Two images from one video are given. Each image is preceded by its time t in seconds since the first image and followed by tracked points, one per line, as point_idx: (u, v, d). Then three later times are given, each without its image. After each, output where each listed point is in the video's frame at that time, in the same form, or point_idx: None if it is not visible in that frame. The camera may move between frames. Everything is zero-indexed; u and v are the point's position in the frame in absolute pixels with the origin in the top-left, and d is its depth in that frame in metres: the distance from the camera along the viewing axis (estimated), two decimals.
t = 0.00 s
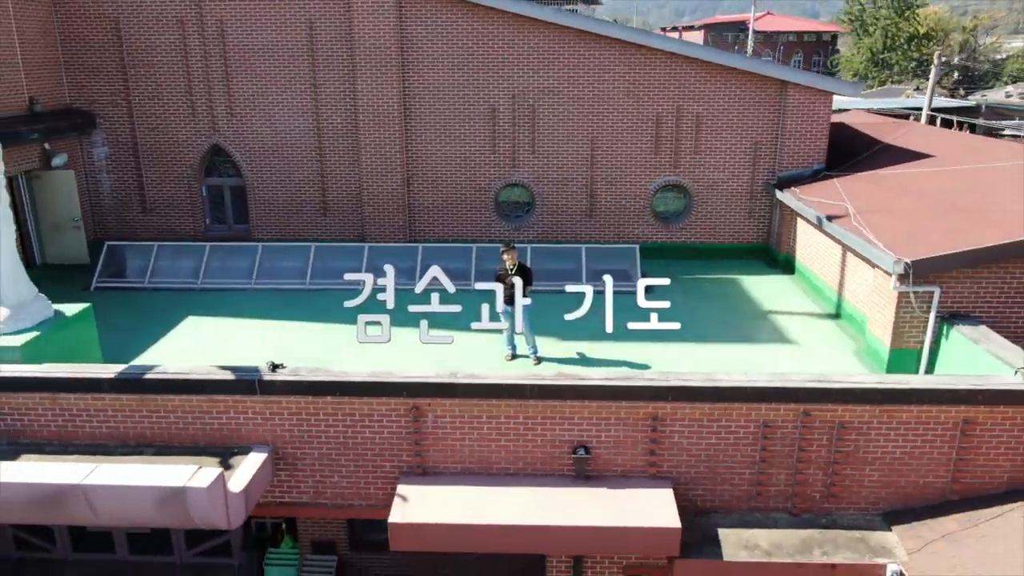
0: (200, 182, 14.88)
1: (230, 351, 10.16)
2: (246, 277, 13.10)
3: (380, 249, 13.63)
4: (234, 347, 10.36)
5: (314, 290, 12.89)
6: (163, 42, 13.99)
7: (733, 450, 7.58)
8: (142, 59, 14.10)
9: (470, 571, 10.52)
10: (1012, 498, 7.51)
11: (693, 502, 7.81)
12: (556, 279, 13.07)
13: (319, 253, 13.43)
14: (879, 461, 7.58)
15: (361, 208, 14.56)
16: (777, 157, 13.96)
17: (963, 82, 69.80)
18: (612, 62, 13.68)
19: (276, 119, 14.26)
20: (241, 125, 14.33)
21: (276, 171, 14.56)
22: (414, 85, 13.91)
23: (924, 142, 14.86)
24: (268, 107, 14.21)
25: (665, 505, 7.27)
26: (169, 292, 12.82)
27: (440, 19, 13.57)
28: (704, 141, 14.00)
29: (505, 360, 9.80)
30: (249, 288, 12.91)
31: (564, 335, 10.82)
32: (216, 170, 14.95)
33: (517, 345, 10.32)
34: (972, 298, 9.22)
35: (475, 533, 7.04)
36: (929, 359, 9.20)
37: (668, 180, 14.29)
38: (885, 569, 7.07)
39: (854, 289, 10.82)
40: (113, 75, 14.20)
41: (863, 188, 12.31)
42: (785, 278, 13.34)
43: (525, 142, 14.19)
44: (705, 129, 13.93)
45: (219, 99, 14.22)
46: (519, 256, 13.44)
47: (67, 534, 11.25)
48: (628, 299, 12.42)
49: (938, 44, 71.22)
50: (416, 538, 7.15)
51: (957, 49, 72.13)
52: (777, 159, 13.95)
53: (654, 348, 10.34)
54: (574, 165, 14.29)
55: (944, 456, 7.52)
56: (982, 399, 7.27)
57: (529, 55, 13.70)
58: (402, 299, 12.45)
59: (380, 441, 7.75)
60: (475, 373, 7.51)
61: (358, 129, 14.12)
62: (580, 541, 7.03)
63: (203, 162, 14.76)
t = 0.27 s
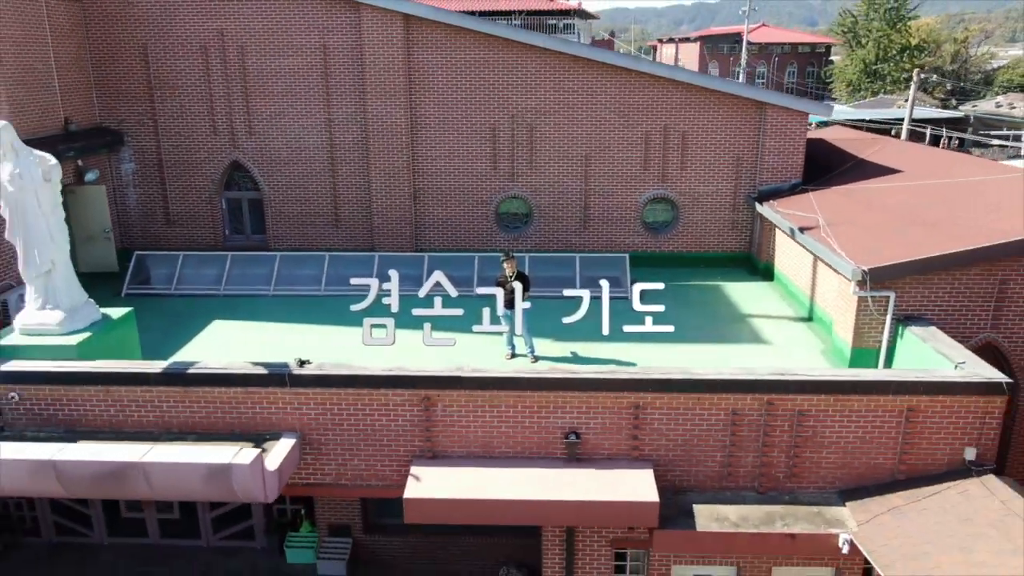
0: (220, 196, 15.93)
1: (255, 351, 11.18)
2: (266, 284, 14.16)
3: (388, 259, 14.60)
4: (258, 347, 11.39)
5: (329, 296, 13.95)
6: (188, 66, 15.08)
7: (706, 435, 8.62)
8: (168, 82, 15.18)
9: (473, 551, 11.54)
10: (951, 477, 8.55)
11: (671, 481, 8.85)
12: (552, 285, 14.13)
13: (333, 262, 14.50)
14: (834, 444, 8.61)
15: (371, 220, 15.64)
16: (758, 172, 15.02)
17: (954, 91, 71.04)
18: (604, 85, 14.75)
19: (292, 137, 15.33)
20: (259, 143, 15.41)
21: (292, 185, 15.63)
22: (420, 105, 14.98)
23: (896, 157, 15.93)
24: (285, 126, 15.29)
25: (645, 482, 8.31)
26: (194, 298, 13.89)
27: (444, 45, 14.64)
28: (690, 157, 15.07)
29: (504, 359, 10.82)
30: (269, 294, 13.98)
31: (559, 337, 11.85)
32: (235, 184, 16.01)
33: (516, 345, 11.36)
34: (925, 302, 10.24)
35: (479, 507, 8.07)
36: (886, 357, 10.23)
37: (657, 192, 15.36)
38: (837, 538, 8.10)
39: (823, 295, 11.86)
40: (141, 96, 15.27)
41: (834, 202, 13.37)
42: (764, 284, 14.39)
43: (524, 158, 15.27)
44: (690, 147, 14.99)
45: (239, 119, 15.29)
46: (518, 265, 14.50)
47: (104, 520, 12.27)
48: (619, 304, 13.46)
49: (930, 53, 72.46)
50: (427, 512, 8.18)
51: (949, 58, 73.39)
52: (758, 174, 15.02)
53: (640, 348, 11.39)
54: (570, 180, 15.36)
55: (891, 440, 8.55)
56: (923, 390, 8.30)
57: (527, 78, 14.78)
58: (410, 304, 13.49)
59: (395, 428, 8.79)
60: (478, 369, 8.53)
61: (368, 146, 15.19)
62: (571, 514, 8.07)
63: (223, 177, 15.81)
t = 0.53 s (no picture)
0: (240, 208, 17.06)
1: (280, 350, 12.28)
2: (285, 291, 15.28)
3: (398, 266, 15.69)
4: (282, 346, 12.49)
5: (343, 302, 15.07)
6: (212, 89, 16.24)
7: (685, 425, 9.72)
8: (193, 103, 16.34)
9: (478, 536, 12.62)
10: (903, 462, 9.65)
11: (655, 466, 9.95)
12: (550, 292, 15.25)
13: (348, 271, 15.63)
14: (799, 432, 9.71)
15: (381, 231, 16.77)
16: (741, 187, 16.16)
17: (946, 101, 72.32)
18: (599, 106, 15.89)
19: (309, 154, 16.48)
20: (278, 160, 16.56)
21: (308, 199, 16.76)
22: (428, 125, 16.13)
23: (871, 172, 17.06)
24: (302, 144, 16.43)
25: (631, 466, 9.41)
26: (219, 304, 15.02)
27: (450, 69, 15.79)
28: (679, 173, 16.20)
29: (507, 358, 11.92)
30: (288, 300, 15.10)
31: (556, 338, 12.96)
32: (254, 198, 17.13)
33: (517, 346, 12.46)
34: (886, 307, 11.35)
35: (485, 487, 9.18)
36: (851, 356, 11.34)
37: (648, 206, 16.49)
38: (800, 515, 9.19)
39: (797, 300, 12.98)
40: (168, 117, 16.43)
41: (810, 215, 14.50)
42: (747, 291, 15.51)
43: (524, 173, 16.41)
44: (679, 163, 16.13)
45: (259, 137, 16.44)
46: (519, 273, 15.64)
47: (139, 508, 13.36)
48: (611, 310, 14.59)
49: (923, 64, 73.77)
50: (439, 491, 9.28)
51: (941, 69, 74.70)
52: (741, 188, 16.15)
53: (630, 349, 12.51)
54: (567, 194, 16.50)
55: (849, 429, 9.66)
56: (876, 384, 9.41)
57: (527, 100, 15.93)
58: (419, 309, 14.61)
59: (410, 419, 9.89)
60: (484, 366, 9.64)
61: (380, 162, 16.34)
62: (566, 493, 9.16)
63: (243, 191, 16.93)
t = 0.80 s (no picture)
0: (258, 221, 18.24)
1: (301, 351, 13.43)
2: (302, 299, 16.46)
3: (408, 277, 17.15)
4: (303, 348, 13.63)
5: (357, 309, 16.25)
6: (234, 110, 17.44)
7: (668, 417, 10.89)
8: (216, 123, 17.55)
9: (482, 523, 13.75)
10: (862, 451, 10.82)
11: (642, 455, 11.11)
12: (548, 299, 16.42)
13: (360, 280, 16.81)
14: (770, 424, 10.87)
15: (390, 243, 17.96)
16: (726, 201, 17.35)
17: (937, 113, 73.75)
18: (593, 126, 17.10)
19: (323, 171, 17.68)
20: (294, 176, 17.76)
21: (322, 213, 17.95)
22: (435, 143, 17.33)
23: (848, 187, 18.26)
24: (317, 161, 17.64)
25: (619, 454, 10.57)
26: (241, 311, 16.20)
27: (455, 93, 17.00)
28: (668, 188, 17.40)
29: (508, 359, 13.07)
30: (305, 307, 16.28)
31: (553, 342, 14.12)
32: (272, 212, 18.31)
33: (518, 348, 13.61)
34: (852, 312, 12.52)
35: (489, 472, 10.32)
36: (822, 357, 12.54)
37: (639, 219, 17.68)
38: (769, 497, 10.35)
39: (774, 307, 14.16)
40: (192, 136, 17.62)
41: (788, 228, 15.68)
42: (731, 298, 16.69)
43: (524, 188, 17.61)
44: (668, 179, 17.33)
45: (277, 155, 17.65)
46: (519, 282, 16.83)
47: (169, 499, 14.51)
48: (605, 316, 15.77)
49: (915, 76, 75.10)
50: (448, 477, 10.44)
51: (933, 80, 76.06)
52: (726, 202, 17.35)
53: (621, 350, 13.67)
54: (563, 208, 17.68)
55: (815, 421, 10.83)
56: (838, 381, 10.57)
57: (527, 121, 17.15)
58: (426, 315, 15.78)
59: (423, 413, 11.06)
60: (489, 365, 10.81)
61: (390, 179, 17.55)
62: (561, 478, 10.32)
63: (261, 205, 18.10)
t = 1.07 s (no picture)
0: (275, 233, 19.49)
1: (319, 352, 14.65)
2: (317, 305, 17.71)
3: (415, 285, 18.44)
4: (320, 350, 14.85)
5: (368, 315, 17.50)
6: (253, 130, 18.74)
7: (653, 411, 12.12)
8: (236, 142, 18.84)
9: (485, 512, 14.94)
10: (828, 442, 12.05)
11: (630, 446, 12.33)
12: (546, 305, 17.67)
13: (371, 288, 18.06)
14: (744, 418, 12.11)
15: (399, 253, 19.21)
16: (712, 215, 18.62)
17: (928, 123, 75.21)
18: (588, 145, 18.38)
19: (336, 187, 18.95)
20: (309, 191, 19.03)
21: (334, 225, 19.20)
22: (440, 161, 18.61)
23: (826, 201, 19.53)
24: (330, 178, 18.92)
25: (609, 444, 11.80)
26: (260, 317, 17.43)
27: (459, 114, 18.28)
28: (658, 203, 18.67)
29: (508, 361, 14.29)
30: (320, 313, 17.51)
31: (551, 345, 15.35)
32: (288, 224, 19.56)
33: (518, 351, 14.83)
34: (822, 317, 13.76)
35: (493, 461, 11.55)
36: (794, 358, 13.70)
37: (631, 231, 18.95)
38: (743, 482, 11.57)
39: (754, 312, 15.39)
40: (213, 154, 18.91)
41: (768, 240, 16.95)
42: (716, 305, 17.93)
43: (523, 203, 18.89)
44: (657, 194, 18.60)
45: (293, 172, 18.92)
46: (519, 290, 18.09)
47: (196, 491, 15.72)
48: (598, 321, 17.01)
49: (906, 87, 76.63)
50: (457, 465, 11.67)
51: (924, 92, 77.50)
52: (712, 216, 18.61)
53: (612, 353, 14.91)
54: (560, 221, 18.94)
55: (785, 414, 12.06)
56: (805, 379, 11.81)
57: (526, 141, 18.44)
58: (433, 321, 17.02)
59: (432, 408, 12.30)
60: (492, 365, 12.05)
61: (398, 194, 18.83)
62: (557, 466, 11.54)
63: (277, 218, 19.35)
